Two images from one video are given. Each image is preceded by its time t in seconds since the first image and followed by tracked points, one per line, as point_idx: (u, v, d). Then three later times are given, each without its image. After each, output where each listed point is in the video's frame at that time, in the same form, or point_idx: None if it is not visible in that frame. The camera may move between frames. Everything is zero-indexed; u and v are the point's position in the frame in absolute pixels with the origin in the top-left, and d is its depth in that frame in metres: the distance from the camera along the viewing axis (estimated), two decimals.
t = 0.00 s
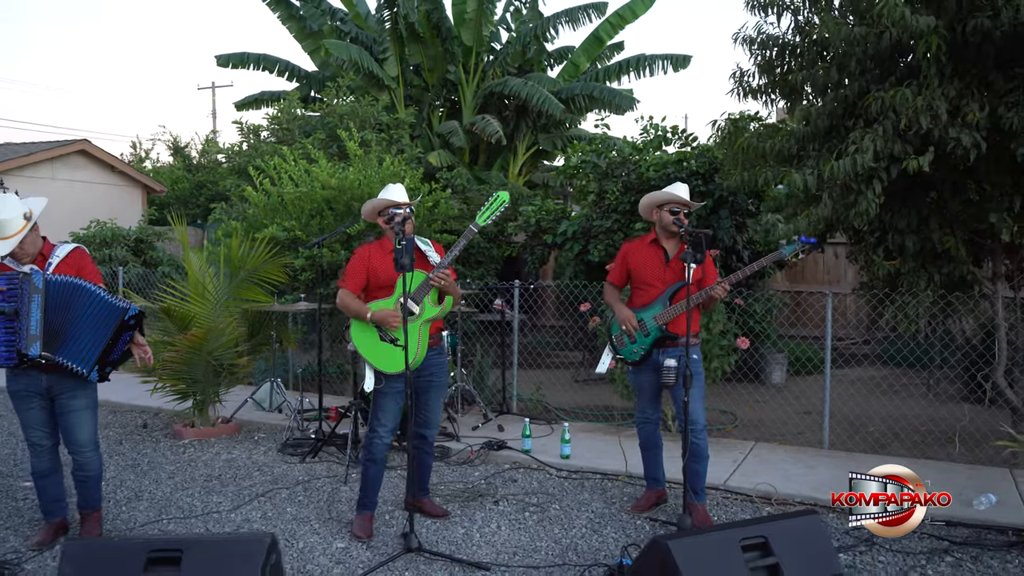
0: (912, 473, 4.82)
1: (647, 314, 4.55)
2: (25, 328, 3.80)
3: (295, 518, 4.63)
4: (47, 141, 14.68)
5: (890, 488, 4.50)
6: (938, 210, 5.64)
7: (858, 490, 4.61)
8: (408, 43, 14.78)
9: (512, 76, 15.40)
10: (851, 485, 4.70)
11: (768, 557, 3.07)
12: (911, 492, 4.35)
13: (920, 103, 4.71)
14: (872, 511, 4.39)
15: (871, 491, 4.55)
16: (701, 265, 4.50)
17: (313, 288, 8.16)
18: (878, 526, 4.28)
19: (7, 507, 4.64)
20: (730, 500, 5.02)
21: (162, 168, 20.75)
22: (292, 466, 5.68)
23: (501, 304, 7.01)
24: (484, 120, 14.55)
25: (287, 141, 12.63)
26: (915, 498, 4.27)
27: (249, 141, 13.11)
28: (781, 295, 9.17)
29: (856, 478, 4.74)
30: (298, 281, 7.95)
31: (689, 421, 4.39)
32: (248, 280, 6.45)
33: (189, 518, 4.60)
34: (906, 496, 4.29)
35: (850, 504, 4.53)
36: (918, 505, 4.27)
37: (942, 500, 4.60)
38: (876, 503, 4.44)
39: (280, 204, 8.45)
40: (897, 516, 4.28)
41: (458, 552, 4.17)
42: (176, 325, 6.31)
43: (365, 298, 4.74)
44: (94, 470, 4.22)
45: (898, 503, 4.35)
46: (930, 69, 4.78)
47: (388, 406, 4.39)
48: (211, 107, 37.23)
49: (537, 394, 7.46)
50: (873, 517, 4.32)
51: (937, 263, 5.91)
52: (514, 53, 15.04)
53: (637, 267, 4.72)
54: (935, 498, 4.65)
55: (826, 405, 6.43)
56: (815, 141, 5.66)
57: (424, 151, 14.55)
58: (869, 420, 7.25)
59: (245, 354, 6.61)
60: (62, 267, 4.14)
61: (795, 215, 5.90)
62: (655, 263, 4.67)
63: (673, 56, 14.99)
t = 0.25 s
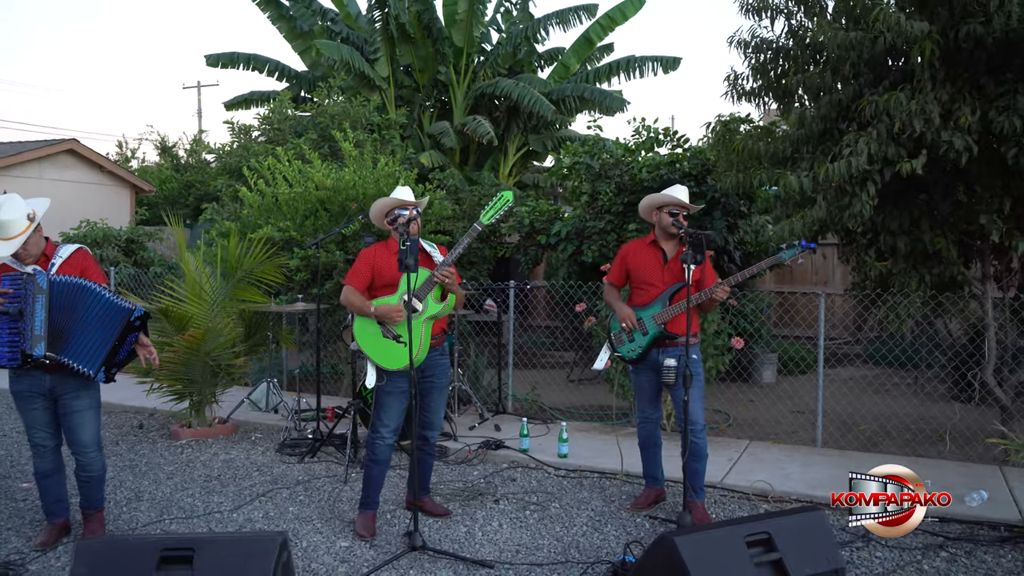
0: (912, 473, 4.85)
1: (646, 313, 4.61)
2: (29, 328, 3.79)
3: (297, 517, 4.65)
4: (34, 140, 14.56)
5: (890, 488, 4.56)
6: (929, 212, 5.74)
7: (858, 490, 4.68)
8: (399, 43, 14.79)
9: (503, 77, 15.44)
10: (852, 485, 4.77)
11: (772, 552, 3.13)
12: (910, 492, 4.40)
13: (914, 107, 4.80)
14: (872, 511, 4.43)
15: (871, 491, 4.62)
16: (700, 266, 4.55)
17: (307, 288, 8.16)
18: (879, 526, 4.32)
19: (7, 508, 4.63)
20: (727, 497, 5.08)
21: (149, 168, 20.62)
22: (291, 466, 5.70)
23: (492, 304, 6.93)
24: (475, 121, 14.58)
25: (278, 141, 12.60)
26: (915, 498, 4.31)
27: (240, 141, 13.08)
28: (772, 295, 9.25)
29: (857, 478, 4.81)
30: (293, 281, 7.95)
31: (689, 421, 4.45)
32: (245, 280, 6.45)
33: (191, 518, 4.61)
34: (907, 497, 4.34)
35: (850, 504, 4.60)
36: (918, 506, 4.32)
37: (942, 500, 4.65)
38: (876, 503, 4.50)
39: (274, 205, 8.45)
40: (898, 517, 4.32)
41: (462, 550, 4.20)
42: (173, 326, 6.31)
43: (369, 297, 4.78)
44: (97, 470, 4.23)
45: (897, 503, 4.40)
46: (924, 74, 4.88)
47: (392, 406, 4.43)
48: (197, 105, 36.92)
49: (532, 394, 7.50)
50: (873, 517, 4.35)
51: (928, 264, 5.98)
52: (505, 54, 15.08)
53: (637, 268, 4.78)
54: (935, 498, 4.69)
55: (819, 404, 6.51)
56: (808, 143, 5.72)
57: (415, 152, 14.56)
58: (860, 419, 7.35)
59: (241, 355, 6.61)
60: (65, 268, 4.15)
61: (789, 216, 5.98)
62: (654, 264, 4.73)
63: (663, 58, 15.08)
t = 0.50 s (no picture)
0: (913, 474, 4.92)
1: (647, 314, 4.67)
2: (33, 330, 3.80)
3: (299, 518, 4.66)
4: (20, 140, 14.44)
5: (890, 488, 4.60)
6: (920, 214, 5.84)
7: (859, 490, 4.71)
8: (389, 44, 14.79)
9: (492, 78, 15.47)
10: (852, 485, 4.81)
11: (776, 549, 3.19)
12: (910, 492, 4.43)
13: (908, 111, 4.89)
14: (872, 512, 4.45)
15: (871, 491, 4.66)
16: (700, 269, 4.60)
17: (301, 290, 8.15)
18: (879, 526, 4.36)
19: (7, 511, 4.62)
20: (725, 495, 5.15)
21: (135, 168, 20.47)
22: (289, 467, 5.70)
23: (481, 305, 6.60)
24: (466, 122, 14.59)
25: (268, 141, 12.56)
26: (915, 498, 4.34)
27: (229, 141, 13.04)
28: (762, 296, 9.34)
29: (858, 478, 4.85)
30: (287, 282, 7.94)
31: (689, 421, 4.50)
32: (241, 282, 6.44)
33: (192, 520, 4.61)
34: (907, 497, 4.36)
35: (850, 504, 4.61)
36: (918, 505, 4.35)
37: (942, 500, 4.68)
38: (875, 503, 4.52)
39: (268, 206, 8.44)
40: (897, 517, 4.36)
41: (465, 550, 4.23)
42: (170, 327, 6.31)
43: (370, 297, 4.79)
44: (99, 473, 4.24)
45: (897, 502, 4.43)
46: (917, 78, 4.97)
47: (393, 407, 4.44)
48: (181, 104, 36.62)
49: (527, 394, 7.53)
50: (873, 518, 4.39)
51: (918, 264, 6.09)
52: (494, 55, 15.11)
53: (636, 269, 4.82)
54: (935, 498, 4.70)
55: (812, 402, 6.60)
56: (802, 146, 5.81)
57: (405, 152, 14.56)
58: (850, 417, 7.46)
59: (237, 356, 6.61)
60: (68, 270, 4.15)
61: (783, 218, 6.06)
62: (653, 266, 4.77)
63: (652, 60, 15.18)
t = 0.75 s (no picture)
0: (911, 472, 4.79)
1: (638, 314, 4.73)
2: (29, 331, 3.81)
3: (293, 518, 4.67)
4: None
5: (890, 488, 4.54)
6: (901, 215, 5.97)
7: (858, 490, 4.65)
8: (372, 44, 14.79)
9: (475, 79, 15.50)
10: (851, 485, 4.73)
11: (770, 543, 3.27)
12: (910, 492, 4.41)
13: (891, 115, 5.02)
14: (872, 512, 4.43)
15: (871, 491, 4.58)
16: (689, 268, 4.64)
17: (288, 290, 8.14)
18: (879, 526, 4.36)
19: None
20: (713, 492, 5.23)
21: (112, 168, 20.27)
22: (280, 468, 5.70)
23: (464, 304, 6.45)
24: (449, 123, 14.60)
25: (250, 141, 12.51)
26: (915, 498, 4.33)
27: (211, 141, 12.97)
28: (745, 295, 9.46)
29: (856, 477, 4.80)
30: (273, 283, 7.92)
31: (679, 418, 4.58)
32: (229, 282, 6.43)
33: (186, 521, 4.61)
34: (907, 497, 4.35)
35: (850, 504, 4.58)
36: (918, 505, 4.34)
37: (942, 500, 4.60)
38: (875, 503, 4.48)
39: (254, 206, 8.41)
40: (897, 517, 4.35)
41: (461, 548, 4.27)
42: (159, 328, 6.29)
43: (360, 297, 4.76)
44: (92, 474, 4.23)
45: (897, 503, 4.41)
46: (900, 83, 5.10)
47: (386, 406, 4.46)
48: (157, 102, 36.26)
49: (514, 394, 7.56)
50: (874, 518, 4.39)
51: (899, 265, 6.25)
52: (477, 56, 15.15)
53: (625, 269, 4.87)
54: (935, 497, 4.62)
55: (796, 400, 6.71)
56: (787, 148, 5.92)
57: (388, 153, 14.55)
58: (832, 415, 7.59)
59: (226, 357, 6.60)
60: (61, 271, 4.13)
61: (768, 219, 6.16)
62: (642, 265, 4.83)
63: (633, 62, 15.30)
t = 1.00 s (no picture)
0: (912, 474, 4.93)
1: (627, 313, 4.81)
2: (24, 331, 3.84)
3: (286, 517, 4.69)
4: None
5: (890, 488, 4.63)
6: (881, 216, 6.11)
7: (858, 490, 4.79)
8: (353, 45, 14.77)
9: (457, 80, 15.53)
10: (852, 485, 4.87)
11: (760, 535, 3.35)
12: (909, 492, 4.48)
13: (872, 118, 5.15)
14: (872, 511, 4.50)
15: (871, 491, 4.72)
16: (677, 267, 4.72)
17: (273, 290, 8.12)
18: (879, 526, 4.40)
19: None
20: (700, 488, 5.32)
21: (89, 167, 20.06)
22: (270, 467, 5.71)
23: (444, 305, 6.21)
24: (431, 124, 14.61)
25: (232, 141, 12.45)
26: (915, 498, 4.39)
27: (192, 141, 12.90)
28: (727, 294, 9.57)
29: (857, 478, 4.92)
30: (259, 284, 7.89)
31: (669, 414, 4.66)
32: (217, 283, 6.43)
33: (179, 521, 4.63)
34: (907, 497, 4.41)
35: (850, 504, 4.66)
36: (918, 505, 4.40)
37: (942, 500, 4.67)
38: (876, 503, 4.56)
39: (238, 207, 8.39)
40: (897, 517, 4.39)
41: (455, 544, 4.31)
42: (147, 328, 6.27)
43: (348, 299, 4.67)
44: (86, 474, 4.24)
45: (897, 503, 4.47)
46: (881, 87, 5.22)
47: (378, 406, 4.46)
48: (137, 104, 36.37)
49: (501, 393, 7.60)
50: (874, 517, 4.45)
51: (879, 264, 6.39)
52: (459, 57, 15.19)
53: (615, 267, 4.95)
54: (935, 498, 4.70)
55: (778, 398, 6.83)
56: (771, 150, 6.02)
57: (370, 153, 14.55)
58: (813, 412, 7.73)
59: (213, 357, 6.60)
60: (54, 271, 4.16)
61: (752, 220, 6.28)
62: (632, 264, 4.91)
63: (614, 64, 15.42)
